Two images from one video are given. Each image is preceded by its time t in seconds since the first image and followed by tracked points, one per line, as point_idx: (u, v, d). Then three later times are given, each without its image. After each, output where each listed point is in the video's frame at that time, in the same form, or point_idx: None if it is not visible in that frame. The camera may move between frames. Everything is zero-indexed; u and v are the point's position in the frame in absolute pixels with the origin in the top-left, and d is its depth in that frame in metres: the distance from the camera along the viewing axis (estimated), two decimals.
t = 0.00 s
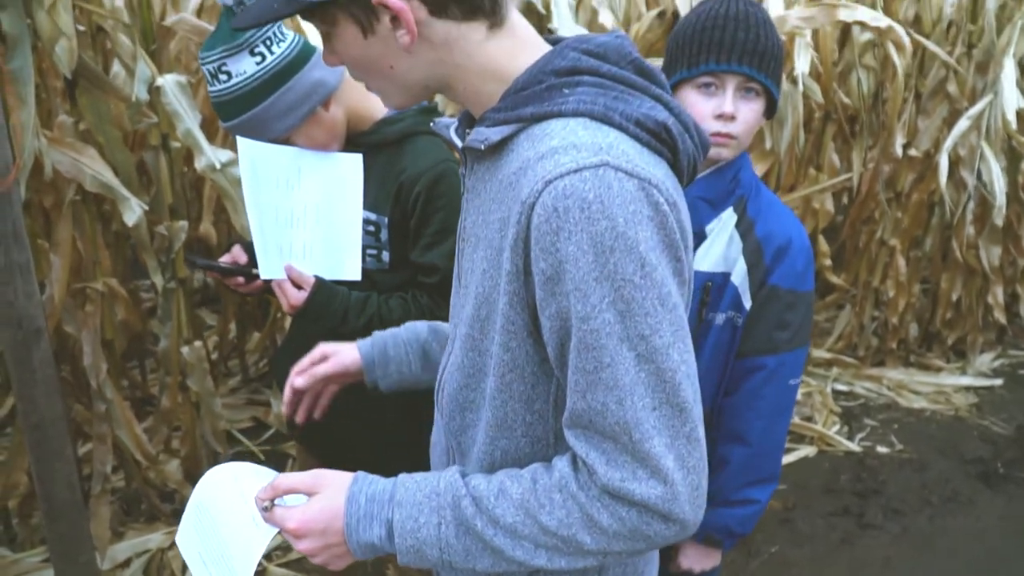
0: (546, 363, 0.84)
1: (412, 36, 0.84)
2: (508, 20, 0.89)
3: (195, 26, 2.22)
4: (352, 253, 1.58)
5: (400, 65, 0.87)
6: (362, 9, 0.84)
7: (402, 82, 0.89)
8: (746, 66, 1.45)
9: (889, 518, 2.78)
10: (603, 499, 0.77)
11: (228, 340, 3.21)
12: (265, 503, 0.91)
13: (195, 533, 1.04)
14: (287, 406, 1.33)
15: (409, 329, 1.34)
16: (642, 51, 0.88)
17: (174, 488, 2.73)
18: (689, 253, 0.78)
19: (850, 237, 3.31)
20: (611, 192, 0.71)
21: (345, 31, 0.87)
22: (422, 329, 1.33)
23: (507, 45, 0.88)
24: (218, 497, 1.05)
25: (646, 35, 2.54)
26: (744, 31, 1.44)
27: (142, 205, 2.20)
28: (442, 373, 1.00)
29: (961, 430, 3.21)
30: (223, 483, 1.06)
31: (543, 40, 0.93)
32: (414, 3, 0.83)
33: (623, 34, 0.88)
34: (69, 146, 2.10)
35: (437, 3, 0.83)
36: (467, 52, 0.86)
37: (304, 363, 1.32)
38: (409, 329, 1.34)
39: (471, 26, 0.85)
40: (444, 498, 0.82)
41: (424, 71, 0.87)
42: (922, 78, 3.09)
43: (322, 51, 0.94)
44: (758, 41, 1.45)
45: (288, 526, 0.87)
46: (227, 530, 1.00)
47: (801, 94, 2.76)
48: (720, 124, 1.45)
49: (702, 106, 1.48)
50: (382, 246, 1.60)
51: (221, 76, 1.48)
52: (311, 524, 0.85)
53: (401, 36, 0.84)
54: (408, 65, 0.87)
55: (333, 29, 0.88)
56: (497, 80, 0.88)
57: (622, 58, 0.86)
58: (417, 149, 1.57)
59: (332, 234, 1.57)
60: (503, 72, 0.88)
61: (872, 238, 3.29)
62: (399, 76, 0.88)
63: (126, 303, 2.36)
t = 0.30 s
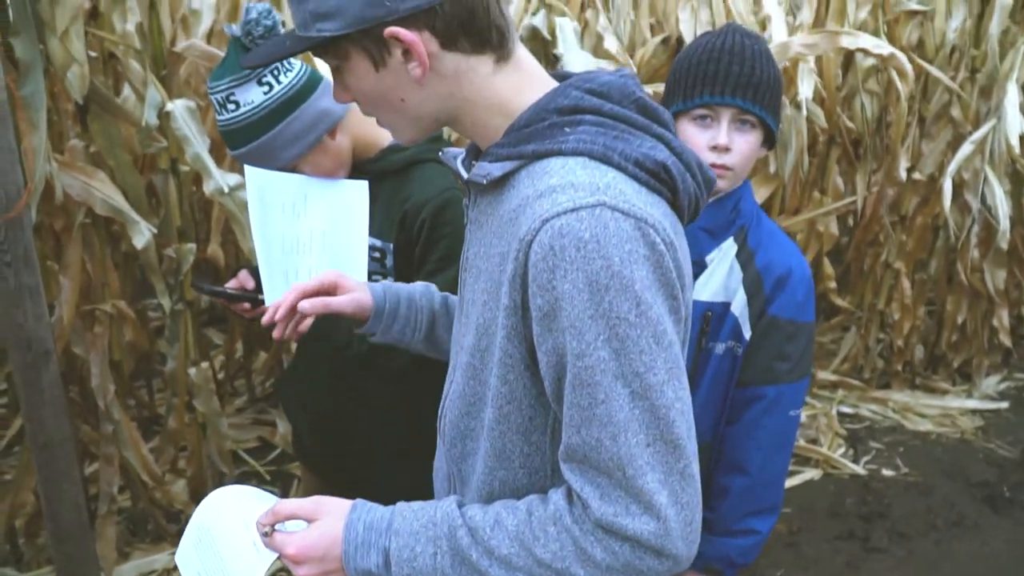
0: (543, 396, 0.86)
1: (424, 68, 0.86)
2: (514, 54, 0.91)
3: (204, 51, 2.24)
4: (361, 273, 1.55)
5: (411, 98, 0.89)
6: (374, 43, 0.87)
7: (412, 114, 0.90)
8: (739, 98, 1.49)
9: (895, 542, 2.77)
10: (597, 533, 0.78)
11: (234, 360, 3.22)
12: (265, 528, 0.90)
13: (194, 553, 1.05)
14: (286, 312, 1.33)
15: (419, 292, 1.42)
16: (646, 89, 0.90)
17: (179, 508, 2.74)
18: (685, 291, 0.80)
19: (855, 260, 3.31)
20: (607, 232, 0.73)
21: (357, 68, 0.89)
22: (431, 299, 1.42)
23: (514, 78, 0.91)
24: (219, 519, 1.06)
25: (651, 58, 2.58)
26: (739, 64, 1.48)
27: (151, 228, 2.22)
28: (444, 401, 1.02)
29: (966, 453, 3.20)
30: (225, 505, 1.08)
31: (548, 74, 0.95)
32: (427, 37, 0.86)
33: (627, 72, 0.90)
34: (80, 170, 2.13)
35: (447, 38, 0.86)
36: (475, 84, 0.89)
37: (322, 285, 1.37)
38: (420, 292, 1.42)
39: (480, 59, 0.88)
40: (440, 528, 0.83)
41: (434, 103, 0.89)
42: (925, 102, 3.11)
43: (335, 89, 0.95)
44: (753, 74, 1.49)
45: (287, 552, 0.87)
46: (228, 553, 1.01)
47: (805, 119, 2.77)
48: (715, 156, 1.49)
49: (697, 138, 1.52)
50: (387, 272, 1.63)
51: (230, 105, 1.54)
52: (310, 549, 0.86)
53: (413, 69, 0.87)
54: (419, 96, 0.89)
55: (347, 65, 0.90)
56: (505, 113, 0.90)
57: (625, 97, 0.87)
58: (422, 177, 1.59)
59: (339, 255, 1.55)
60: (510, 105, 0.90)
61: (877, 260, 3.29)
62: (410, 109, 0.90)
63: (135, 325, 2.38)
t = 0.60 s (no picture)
0: (548, 431, 0.88)
1: (443, 99, 0.89)
2: (529, 90, 0.94)
3: (215, 78, 2.28)
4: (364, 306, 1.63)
5: (428, 129, 0.92)
6: (394, 74, 0.89)
7: (428, 146, 0.93)
8: (719, 129, 1.52)
9: (901, 567, 2.76)
10: (599, 569, 0.79)
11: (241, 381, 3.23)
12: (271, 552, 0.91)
13: None
14: (324, 286, 1.20)
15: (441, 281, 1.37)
16: (657, 131, 0.91)
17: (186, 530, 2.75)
18: (689, 332, 0.82)
19: (860, 284, 3.31)
20: (614, 274, 0.75)
21: (376, 98, 0.92)
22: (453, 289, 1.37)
23: (529, 115, 0.93)
24: (227, 543, 1.07)
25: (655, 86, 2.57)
26: (719, 95, 1.52)
27: (161, 253, 2.24)
28: (449, 430, 1.03)
29: (973, 477, 3.19)
30: (232, 529, 1.09)
31: (561, 112, 0.97)
32: (447, 69, 0.89)
33: (640, 115, 0.92)
34: (92, 196, 2.17)
35: (466, 72, 0.89)
36: (492, 119, 0.92)
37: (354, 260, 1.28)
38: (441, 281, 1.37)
39: (497, 93, 0.91)
40: (444, 559, 0.85)
41: (451, 135, 0.92)
42: (929, 126, 3.12)
43: (352, 119, 0.97)
44: (733, 105, 1.52)
45: None
46: None
47: (809, 144, 2.78)
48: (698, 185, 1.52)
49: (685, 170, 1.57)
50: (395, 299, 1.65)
51: (240, 136, 1.57)
52: None
53: (431, 100, 0.89)
54: (436, 127, 0.91)
55: (366, 95, 0.92)
56: (519, 148, 0.92)
57: (636, 138, 0.89)
58: (430, 208, 1.61)
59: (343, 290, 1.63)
60: (524, 141, 0.93)
61: (882, 283, 3.29)
62: (426, 140, 0.92)
63: (143, 348, 2.40)
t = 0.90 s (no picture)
0: (558, 464, 0.89)
1: (466, 129, 0.91)
2: (547, 126, 0.97)
3: (226, 104, 2.31)
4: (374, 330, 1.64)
5: (449, 157, 0.93)
6: (420, 102, 0.91)
7: (447, 175, 0.94)
8: (690, 156, 1.58)
9: None
10: None
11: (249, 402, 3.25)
12: None
13: None
14: (350, 298, 1.21)
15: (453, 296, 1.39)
16: (671, 172, 0.94)
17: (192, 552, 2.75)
18: (699, 371, 0.84)
19: (865, 306, 3.31)
20: (630, 314, 0.78)
21: (399, 125, 0.93)
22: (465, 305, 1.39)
23: (547, 150, 0.96)
24: (231, 565, 1.08)
25: (660, 110, 2.63)
26: (693, 125, 1.58)
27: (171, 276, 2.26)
28: (457, 458, 1.04)
29: (980, 500, 3.19)
30: (238, 553, 1.10)
31: (576, 148, 1.00)
32: (471, 100, 0.91)
33: (654, 154, 0.94)
34: (103, 221, 2.20)
35: (489, 103, 0.91)
36: (512, 152, 0.94)
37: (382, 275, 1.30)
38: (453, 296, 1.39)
39: (518, 126, 0.93)
40: None
41: (471, 165, 0.94)
42: (933, 150, 3.13)
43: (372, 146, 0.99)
44: (708, 132, 1.56)
45: None
46: None
47: (814, 168, 2.80)
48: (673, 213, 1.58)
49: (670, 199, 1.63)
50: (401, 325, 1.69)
51: (250, 166, 1.60)
52: None
53: (454, 129, 0.91)
54: (457, 156, 0.93)
55: (390, 122, 0.94)
56: (536, 182, 0.95)
57: (650, 178, 0.91)
58: (437, 236, 1.63)
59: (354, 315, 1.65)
60: (541, 176, 0.95)
61: (888, 306, 3.30)
62: (447, 168, 0.94)
63: (153, 371, 2.42)
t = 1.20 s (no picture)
0: (570, 494, 0.91)
1: (491, 156, 0.92)
2: (569, 159, 0.98)
3: (237, 129, 2.33)
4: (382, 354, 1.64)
5: (471, 185, 0.95)
6: (446, 129, 0.93)
7: (469, 205, 0.96)
8: (674, 179, 1.62)
9: None
10: None
11: (256, 423, 3.25)
12: None
13: None
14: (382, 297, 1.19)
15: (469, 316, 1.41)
16: (688, 209, 0.96)
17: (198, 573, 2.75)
18: (710, 406, 0.87)
19: (872, 327, 3.30)
20: (645, 350, 0.81)
21: (423, 153, 0.95)
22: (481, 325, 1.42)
23: (567, 182, 0.97)
24: None
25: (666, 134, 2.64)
26: (678, 150, 1.63)
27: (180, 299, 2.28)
28: (466, 486, 1.05)
29: (988, 521, 3.17)
30: None
31: (596, 182, 1.01)
32: (497, 129, 0.92)
33: (672, 192, 0.96)
34: (113, 243, 2.21)
35: (514, 132, 0.93)
36: (534, 182, 0.95)
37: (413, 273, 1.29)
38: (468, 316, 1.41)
39: (540, 157, 0.95)
40: None
41: (493, 194, 0.95)
42: (939, 172, 3.15)
43: (393, 172, 1.00)
44: (692, 157, 1.61)
45: None
46: None
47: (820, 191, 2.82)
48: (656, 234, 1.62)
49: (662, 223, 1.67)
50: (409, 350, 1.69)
51: (260, 194, 1.60)
52: None
53: (479, 157, 0.93)
54: (480, 185, 0.95)
55: (414, 148, 0.95)
56: (557, 213, 0.95)
57: (668, 215, 0.94)
58: (443, 262, 1.65)
59: (362, 340, 1.64)
60: (560, 208, 0.96)
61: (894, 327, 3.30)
62: (469, 197, 0.95)
63: (161, 393, 2.43)
